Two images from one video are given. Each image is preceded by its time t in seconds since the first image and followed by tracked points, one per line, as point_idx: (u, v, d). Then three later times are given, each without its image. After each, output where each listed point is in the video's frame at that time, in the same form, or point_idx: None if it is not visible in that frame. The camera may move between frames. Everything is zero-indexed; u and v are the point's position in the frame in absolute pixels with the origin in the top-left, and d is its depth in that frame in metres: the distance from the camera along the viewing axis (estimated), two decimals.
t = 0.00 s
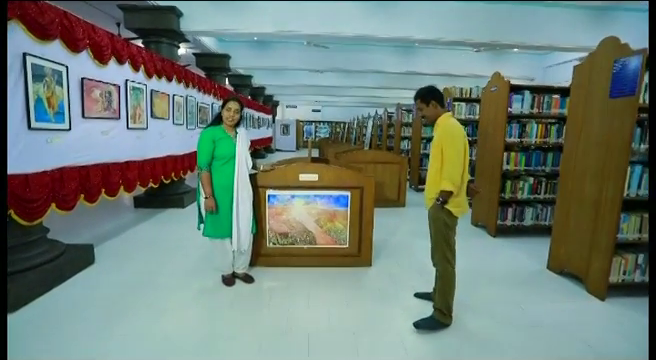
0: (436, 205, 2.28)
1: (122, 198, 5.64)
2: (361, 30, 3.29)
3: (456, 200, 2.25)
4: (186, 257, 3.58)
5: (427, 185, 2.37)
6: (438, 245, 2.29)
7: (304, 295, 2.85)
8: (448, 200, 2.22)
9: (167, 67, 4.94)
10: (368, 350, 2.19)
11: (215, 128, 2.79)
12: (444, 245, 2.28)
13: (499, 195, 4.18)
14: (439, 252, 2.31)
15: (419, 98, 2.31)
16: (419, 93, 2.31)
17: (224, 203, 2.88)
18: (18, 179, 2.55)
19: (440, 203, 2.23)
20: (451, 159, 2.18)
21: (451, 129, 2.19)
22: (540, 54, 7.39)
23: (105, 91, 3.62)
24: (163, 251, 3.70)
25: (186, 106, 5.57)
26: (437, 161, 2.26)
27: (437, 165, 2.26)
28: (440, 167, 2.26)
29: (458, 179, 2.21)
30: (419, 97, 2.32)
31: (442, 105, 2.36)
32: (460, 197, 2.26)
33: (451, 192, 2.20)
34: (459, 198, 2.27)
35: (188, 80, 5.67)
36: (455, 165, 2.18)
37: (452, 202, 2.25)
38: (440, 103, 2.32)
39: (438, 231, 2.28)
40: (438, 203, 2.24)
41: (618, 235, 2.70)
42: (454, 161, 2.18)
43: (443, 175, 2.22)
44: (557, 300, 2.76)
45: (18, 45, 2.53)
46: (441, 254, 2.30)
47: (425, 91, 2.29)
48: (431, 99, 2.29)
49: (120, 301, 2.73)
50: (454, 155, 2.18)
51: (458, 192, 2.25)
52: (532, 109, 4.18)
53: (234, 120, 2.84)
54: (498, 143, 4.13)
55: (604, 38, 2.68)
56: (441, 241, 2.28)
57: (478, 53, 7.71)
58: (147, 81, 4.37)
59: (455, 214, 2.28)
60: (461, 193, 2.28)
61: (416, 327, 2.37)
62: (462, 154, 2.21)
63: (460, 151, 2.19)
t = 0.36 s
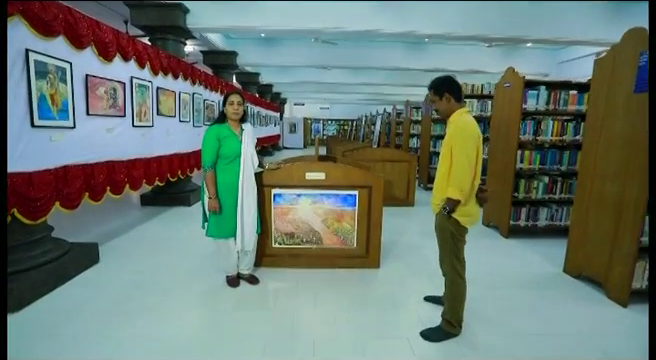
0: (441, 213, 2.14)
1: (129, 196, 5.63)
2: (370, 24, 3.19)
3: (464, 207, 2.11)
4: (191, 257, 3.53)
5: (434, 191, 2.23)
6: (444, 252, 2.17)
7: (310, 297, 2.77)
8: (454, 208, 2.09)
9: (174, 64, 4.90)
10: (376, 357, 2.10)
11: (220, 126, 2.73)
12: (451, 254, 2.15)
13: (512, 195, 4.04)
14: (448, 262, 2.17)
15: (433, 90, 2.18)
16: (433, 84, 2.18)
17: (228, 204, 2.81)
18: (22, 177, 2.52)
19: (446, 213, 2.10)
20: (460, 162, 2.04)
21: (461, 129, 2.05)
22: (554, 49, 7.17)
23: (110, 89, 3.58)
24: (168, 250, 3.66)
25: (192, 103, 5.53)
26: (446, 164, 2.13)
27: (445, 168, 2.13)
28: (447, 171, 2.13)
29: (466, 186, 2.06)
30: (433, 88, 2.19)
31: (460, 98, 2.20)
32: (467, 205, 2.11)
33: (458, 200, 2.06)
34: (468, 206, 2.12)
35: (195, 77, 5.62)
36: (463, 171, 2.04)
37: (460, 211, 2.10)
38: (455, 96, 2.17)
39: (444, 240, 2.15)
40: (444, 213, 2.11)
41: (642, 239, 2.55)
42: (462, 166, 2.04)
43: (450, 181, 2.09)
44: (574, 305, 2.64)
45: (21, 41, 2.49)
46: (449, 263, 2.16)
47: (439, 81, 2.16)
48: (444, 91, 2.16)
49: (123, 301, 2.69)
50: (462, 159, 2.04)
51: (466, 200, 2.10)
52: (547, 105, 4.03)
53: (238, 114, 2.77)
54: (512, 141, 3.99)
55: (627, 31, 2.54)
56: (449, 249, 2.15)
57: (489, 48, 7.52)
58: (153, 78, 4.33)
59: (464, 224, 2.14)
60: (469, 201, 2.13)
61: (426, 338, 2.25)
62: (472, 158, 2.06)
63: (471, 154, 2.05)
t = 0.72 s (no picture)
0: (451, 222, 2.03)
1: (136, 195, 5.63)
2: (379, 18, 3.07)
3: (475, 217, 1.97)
4: (196, 258, 3.48)
5: (445, 198, 2.12)
6: (456, 260, 2.06)
7: (316, 301, 2.69)
8: (466, 217, 1.96)
9: (180, 62, 4.84)
10: None
11: (224, 124, 2.66)
12: (466, 265, 2.03)
13: (526, 196, 3.88)
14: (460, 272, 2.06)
15: (447, 82, 2.05)
16: (447, 75, 2.05)
17: (233, 204, 2.74)
18: (24, 177, 2.47)
19: (457, 224, 1.98)
20: (473, 169, 1.91)
21: (476, 134, 1.90)
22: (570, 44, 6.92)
23: (114, 87, 3.54)
24: (173, 251, 3.61)
25: (199, 102, 5.48)
26: (458, 169, 2.01)
27: (457, 173, 2.01)
28: (460, 179, 2.00)
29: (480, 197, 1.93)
30: (446, 80, 2.06)
31: (476, 90, 2.05)
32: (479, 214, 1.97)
33: (471, 210, 1.94)
34: (480, 217, 1.99)
35: (201, 75, 5.57)
36: (476, 181, 1.90)
37: (471, 221, 1.98)
38: (470, 88, 2.02)
39: (455, 250, 2.04)
40: (454, 224, 1.99)
41: None
42: (476, 175, 1.90)
43: (462, 187, 1.97)
44: (594, 313, 2.50)
45: (23, 39, 2.45)
46: (465, 275, 2.04)
47: (454, 72, 2.02)
48: (459, 84, 2.02)
49: (125, 303, 2.65)
50: (475, 168, 1.90)
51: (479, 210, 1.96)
52: (565, 102, 3.85)
53: (241, 112, 2.69)
54: (527, 139, 3.83)
55: None
56: (461, 259, 2.03)
57: (502, 44, 7.30)
58: (158, 76, 4.29)
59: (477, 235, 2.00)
60: (484, 212, 2.00)
61: (437, 347, 2.14)
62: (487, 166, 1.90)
63: (485, 158, 1.90)
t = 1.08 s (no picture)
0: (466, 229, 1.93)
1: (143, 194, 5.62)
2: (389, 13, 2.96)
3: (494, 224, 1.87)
4: (200, 259, 3.43)
5: (458, 203, 2.02)
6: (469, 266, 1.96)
7: (322, 305, 2.60)
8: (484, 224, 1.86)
9: (187, 60, 4.80)
10: None
11: (229, 123, 2.60)
12: (480, 273, 1.92)
13: (541, 198, 3.73)
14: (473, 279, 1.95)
15: (459, 78, 1.94)
16: (460, 72, 1.93)
17: (237, 206, 2.67)
18: (27, 176, 2.44)
19: (473, 232, 1.89)
20: (493, 174, 1.81)
21: (495, 137, 1.79)
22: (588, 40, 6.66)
23: (120, 85, 3.51)
24: (177, 251, 3.57)
25: (206, 101, 5.44)
26: (475, 174, 1.90)
27: (474, 178, 1.90)
28: (478, 183, 1.89)
29: (499, 204, 1.83)
30: (459, 76, 1.95)
31: (492, 87, 1.93)
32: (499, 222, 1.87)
33: (490, 218, 1.84)
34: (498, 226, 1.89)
35: (209, 74, 5.53)
36: (495, 188, 1.81)
37: (489, 229, 1.88)
38: (485, 86, 1.90)
39: (470, 258, 1.94)
40: (470, 231, 1.89)
41: None
42: (494, 182, 1.80)
43: (481, 192, 1.86)
44: (615, 324, 2.36)
45: (27, 36, 2.42)
46: (479, 284, 1.93)
47: (466, 68, 1.90)
48: (473, 81, 1.90)
49: (127, 304, 2.61)
50: (493, 174, 1.80)
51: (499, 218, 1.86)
52: (584, 100, 3.68)
53: (247, 110, 2.62)
54: (544, 140, 3.69)
55: None
56: (475, 266, 1.93)
57: (516, 40, 7.09)
58: (165, 74, 4.25)
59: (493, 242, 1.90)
60: (503, 220, 1.90)
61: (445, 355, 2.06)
62: (507, 172, 1.80)
63: (508, 162, 1.80)
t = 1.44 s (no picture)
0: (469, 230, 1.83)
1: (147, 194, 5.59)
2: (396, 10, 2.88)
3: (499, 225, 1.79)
4: (203, 261, 3.37)
5: (460, 203, 1.91)
6: (470, 271, 1.86)
7: (327, 309, 2.53)
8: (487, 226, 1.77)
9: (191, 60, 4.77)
10: None
11: (231, 123, 2.53)
12: (482, 277, 1.83)
13: (553, 199, 3.62)
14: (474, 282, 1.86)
15: (463, 76, 1.83)
16: (463, 70, 1.83)
17: (238, 208, 2.61)
18: (28, 178, 2.40)
19: (477, 233, 1.78)
20: (502, 175, 1.72)
21: (504, 138, 1.70)
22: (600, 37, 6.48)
23: (123, 85, 3.47)
24: (180, 252, 3.53)
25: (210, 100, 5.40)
26: (482, 174, 1.81)
27: (480, 179, 1.81)
28: (484, 183, 1.80)
29: (505, 206, 1.74)
30: (462, 74, 1.85)
31: (495, 85, 1.84)
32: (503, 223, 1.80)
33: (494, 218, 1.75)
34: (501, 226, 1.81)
35: (213, 73, 5.49)
36: (503, 190, 1.72)
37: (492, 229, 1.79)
38: (489, 84, 1.81)
39: (472, 261, 1.84)
40: (473, 233, 1.79)
41: None
42: (502, 183, 1.71)
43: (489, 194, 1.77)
44: (634, 332, 2.25)
45: (27, 36, 2.38)
46: (481, 288, 1.84)
47: (471, 66, 1.81)
48: (477, 79, 1.81)
49: (128, 307, 2.56)
50: (501, 176, 1.71)
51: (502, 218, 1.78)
52: (598, 98, 3.56)
53: (249, 109, 2.55)
54: (555, 140, 3.57)
55: None
56: (477, 269, 1.84)
57: (525, 38, 6.94)
58: (169, 73, 4.21)
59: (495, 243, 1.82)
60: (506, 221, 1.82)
61: None
62: (516, 173, 1.72)
63: (516, 162, 1.72)
